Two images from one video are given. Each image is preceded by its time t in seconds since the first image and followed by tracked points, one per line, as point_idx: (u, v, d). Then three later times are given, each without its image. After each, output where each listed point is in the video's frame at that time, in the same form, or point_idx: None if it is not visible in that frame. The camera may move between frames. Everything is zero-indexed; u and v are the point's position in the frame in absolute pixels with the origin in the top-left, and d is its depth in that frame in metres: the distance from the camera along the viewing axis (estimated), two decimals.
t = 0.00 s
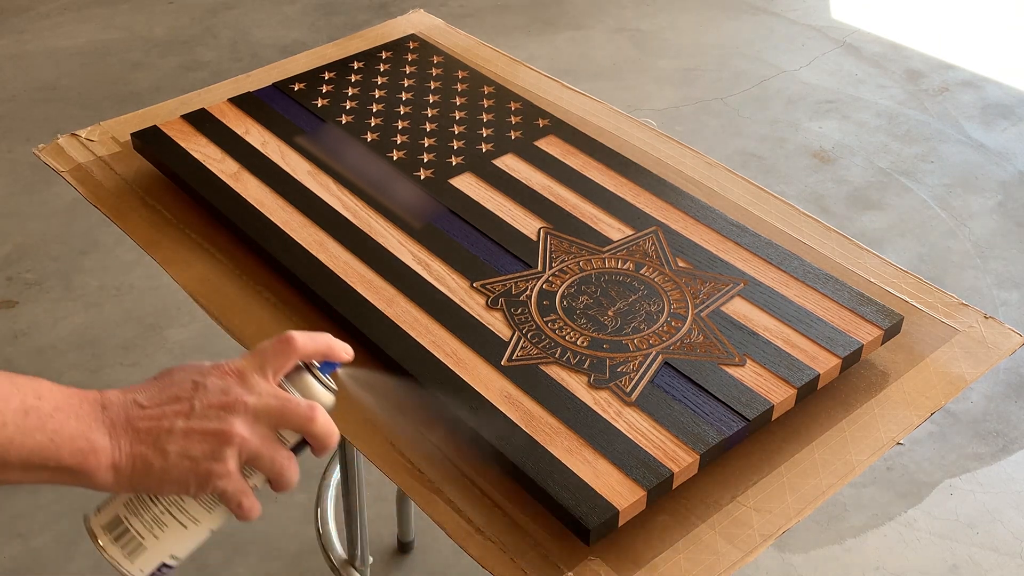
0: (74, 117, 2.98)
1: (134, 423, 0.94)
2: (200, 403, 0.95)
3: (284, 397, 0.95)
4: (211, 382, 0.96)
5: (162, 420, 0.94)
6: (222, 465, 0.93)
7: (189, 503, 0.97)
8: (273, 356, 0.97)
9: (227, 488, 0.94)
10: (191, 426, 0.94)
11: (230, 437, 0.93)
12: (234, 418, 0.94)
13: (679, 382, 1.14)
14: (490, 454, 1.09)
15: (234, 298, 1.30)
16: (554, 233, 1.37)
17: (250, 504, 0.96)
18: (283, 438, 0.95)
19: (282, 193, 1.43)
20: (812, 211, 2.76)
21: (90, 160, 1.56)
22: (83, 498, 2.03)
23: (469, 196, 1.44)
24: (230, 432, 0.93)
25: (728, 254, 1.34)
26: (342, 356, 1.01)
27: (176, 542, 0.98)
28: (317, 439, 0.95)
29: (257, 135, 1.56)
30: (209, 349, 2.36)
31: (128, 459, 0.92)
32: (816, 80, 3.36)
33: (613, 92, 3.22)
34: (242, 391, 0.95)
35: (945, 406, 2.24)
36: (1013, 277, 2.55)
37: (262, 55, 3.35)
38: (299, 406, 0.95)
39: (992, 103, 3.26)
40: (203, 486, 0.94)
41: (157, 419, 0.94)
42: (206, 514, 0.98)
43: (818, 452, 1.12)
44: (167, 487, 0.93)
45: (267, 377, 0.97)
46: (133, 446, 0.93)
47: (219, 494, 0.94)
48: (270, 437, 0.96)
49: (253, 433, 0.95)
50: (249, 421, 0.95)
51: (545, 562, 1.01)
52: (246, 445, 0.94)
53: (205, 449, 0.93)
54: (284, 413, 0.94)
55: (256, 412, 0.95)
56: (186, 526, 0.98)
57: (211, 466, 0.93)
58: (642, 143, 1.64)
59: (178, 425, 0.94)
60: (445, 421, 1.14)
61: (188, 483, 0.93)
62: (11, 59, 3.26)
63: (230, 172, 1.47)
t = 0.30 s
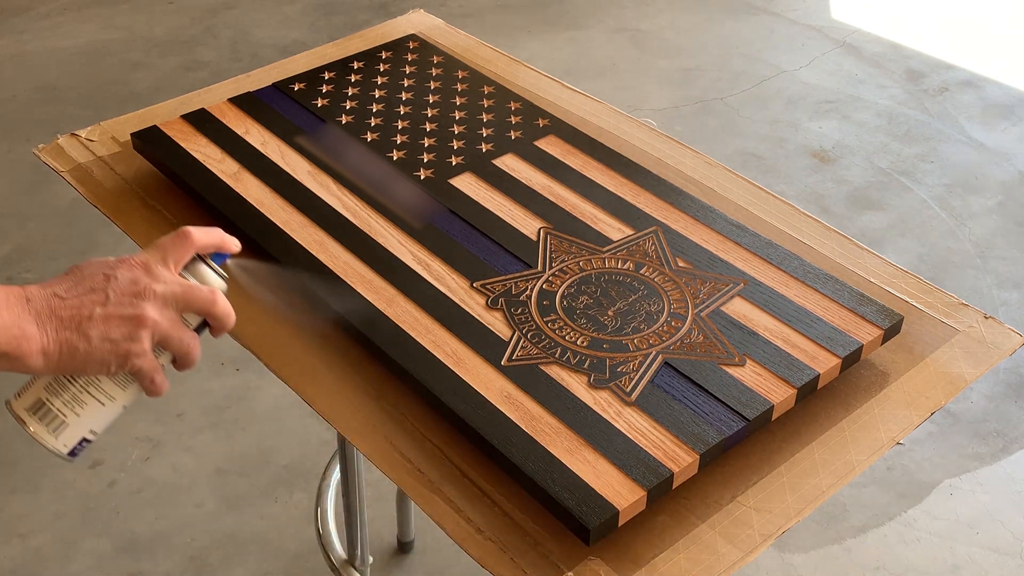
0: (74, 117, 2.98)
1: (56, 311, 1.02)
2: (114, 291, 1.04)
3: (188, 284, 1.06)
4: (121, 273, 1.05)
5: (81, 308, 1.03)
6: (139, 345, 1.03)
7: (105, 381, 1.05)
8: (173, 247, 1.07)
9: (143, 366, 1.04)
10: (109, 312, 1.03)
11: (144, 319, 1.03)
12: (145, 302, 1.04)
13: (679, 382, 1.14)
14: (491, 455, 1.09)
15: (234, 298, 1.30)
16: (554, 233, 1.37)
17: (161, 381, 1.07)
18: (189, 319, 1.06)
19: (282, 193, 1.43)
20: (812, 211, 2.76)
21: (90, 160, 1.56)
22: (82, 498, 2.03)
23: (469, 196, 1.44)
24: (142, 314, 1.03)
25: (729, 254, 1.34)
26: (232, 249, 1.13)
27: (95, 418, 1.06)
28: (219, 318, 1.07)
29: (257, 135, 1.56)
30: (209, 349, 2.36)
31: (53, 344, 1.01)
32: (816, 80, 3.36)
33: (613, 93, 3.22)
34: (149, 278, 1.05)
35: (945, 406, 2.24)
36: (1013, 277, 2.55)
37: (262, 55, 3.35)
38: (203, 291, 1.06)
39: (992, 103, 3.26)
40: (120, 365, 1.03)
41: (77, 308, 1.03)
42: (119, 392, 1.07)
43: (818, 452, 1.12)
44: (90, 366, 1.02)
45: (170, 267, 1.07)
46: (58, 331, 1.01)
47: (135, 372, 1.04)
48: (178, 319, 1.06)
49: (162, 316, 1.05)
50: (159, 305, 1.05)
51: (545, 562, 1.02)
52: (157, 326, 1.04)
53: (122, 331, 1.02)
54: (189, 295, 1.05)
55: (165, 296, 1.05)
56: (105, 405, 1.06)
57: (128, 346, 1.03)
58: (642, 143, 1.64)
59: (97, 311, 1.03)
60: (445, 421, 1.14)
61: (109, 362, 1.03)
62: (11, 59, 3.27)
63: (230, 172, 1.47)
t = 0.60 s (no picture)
0: (74, 117, 2.98)
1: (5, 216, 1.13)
2: (54, 195, 1.18)
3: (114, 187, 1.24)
4: (55, 179, 1.20)
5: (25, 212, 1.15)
6: (81, 240, 1.18)
7: (46, 277, 1.18)
8: (94, 156, 1.25)
9: (84, 258, 1.19)
10: (52, 214, 1.16)
11: (84, 217, 1.19)
12: (82, 203, 1.20)
13: (679, 382, 1.14)
14: (491, 455, 1.09)
15: (234, 299, 1.30)
16: (554, 233, 1.37)
17: (95, 273, 1.23)
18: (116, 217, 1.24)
19: (282, 194, 1.43)
20: (812, 211, 2.76)
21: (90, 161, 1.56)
22: (82, 498, 2.03)
23: (469, 196, 1.44)
24: (81, 212, 1.19)
25: (729, 254, 1.34)
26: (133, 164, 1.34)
27: (39, 312, 1.16)
28: (141, 215, 1.27)
29: (257, 135, 1.56)
30: (209, 349, 2.36)
31: (9, 245, 1.10)
32: (816, 80, 3.36)
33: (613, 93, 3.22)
34: (80, 181, 1.21)
35: (945, 406, 2.24)
36: (1013, 277, 2.54)
37: (262, 55, 3.35)
38: (128, 192, 1.25)
39: (992, 103, 3.26)
40: (66, 259, 1.17)
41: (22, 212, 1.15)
42: (57, 286, 1.20)
43: (818, 452, 1.12)
44: (41, 262, 1.14)
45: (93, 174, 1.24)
46: (11, 234, 1.12)
47: (77, 265, 1.19)
48: (107, 218, 1.23)
49: (96, 214, 1.21)
50: (92, 205, 1.21)
51: (546, 562, 1.02)
52: (94, 223, 1.20)
53: (67, 229, 1.17)
54: (118, 194, 1.23)
55: (98, 198, 1.22)
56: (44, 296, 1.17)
57: (72, 241, 1.17)
58: (642, 143, 1.64)
59: (40, 213, 1.16)
60: (445, 421, 1.14)
61: (56, 258, 1.16)
62: (12, 59, 3.27)
63: (230, 172, 1.47)
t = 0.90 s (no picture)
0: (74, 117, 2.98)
1: None
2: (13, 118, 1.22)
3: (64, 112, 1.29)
4: (10, 104, 1.23)
5: None
6: (43, 161, 1.23)
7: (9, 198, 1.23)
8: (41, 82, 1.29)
9: (44, 180, 1.25)
10: (15, 137, 1.21)
11: (44, 139, 1.24)
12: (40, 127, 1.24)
13: (679, 382, 1.14)
14: (491, 455, 1.09)
15: (234, 299, 1.30)
16: (554, 233, 1.37)
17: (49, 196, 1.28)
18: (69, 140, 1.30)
19: (282, 193, 1.43)
20: (812, 211, 2.76)
21: (90, 160, 1.56)
22: (82, 498, 2.03)
23: (469, 196, 1.44)
24: (42, 134, 1.24)
25: (729, 254, 1.34)
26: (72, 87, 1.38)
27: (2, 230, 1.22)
28: (88, 138, 1.33)
29: (257, 135, 1.56)
30: (209, 349, 2.36)
31: None
32: (816, 80, 3.36)
33: (613, 93, 3.22)
34: (34, 106, 1.25)
35: (945, 406, 2.24)
36: (1013, 277, 2.54)
37: (262, 55, 3.35)
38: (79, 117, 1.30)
39: (992, 103, 3.26)
40: (31, 179, 1.22)
41: None
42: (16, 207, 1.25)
43: (818, 452, 1.12)
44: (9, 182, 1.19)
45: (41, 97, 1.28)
46: None
47: (38, 185, 1.24)
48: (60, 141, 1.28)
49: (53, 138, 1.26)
50: (48, 129, 1.26)
51: (546, 562, 1.02)
52: (53, 146, 1.25)
53: (32, 152, 1.22)
54: (69, 119, 1.28)
55: (53, 122, 1.26)
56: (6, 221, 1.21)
57: (38, 162, 1.22)
58: (642, 143, 1.64)
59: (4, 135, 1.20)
60: (444, 421, 1.14)
61: (23, 177, 1.21)
62: (12, 59, 3.26)
63: (230, 172, 1.47)
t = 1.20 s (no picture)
0: (74, 117, 2.98)
1: None
2: None
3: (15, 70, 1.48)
4: None
5: None
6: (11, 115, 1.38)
7: None
8: None
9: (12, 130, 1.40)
10: None
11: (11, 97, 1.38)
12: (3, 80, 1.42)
13: (679, 382, 1.14)
14: (491, 455, 1.09)
15: (234, 299, 1.30)
16: (554, 233, 1.37)
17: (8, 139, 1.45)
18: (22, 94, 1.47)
19: (282, 193, 1.43)
20: (812, 211, 2.76)
21: (90, 160, 1.56)
22: (82, 498, 2.03)
23: (469, 196, 1.44)
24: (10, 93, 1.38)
25: (729, 254, 1.34)
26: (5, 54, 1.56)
27: None
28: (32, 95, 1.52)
29: (257, 135, 1.56)
30: (209, 349, 2.36)
31: None
32: (816, 80, 3.36)
33: (613, 93, 3.22)
34: None
35: (945, 406, 2.24)
36: (1013, 277, 2.55)
37: (262, 55, 3.35)
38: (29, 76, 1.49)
39: (992, 103, 3.26)
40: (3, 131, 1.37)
41: None
42: None
43: (818, 452, 1.12)
44: None
45: None
46: None
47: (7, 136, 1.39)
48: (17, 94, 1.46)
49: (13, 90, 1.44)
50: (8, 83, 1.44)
51: (546, 562, 1.02)
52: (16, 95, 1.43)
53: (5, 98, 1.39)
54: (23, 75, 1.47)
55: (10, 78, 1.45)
56: None
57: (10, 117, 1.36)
58: (642, 143, 1.64)
59: None
60: (444, 420, 1.14)
61: None
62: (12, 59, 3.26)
63: (230, 172, 1.47)
